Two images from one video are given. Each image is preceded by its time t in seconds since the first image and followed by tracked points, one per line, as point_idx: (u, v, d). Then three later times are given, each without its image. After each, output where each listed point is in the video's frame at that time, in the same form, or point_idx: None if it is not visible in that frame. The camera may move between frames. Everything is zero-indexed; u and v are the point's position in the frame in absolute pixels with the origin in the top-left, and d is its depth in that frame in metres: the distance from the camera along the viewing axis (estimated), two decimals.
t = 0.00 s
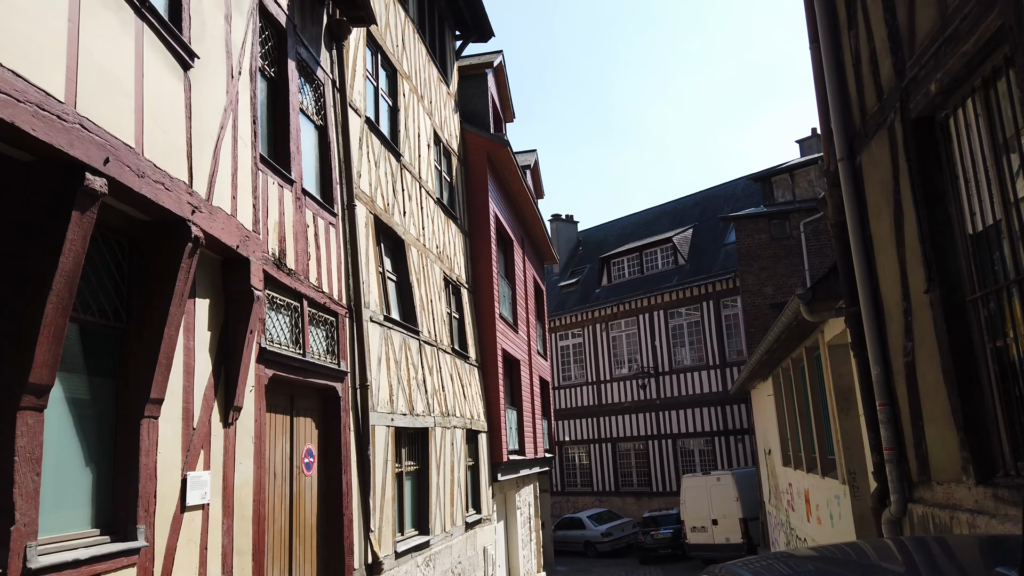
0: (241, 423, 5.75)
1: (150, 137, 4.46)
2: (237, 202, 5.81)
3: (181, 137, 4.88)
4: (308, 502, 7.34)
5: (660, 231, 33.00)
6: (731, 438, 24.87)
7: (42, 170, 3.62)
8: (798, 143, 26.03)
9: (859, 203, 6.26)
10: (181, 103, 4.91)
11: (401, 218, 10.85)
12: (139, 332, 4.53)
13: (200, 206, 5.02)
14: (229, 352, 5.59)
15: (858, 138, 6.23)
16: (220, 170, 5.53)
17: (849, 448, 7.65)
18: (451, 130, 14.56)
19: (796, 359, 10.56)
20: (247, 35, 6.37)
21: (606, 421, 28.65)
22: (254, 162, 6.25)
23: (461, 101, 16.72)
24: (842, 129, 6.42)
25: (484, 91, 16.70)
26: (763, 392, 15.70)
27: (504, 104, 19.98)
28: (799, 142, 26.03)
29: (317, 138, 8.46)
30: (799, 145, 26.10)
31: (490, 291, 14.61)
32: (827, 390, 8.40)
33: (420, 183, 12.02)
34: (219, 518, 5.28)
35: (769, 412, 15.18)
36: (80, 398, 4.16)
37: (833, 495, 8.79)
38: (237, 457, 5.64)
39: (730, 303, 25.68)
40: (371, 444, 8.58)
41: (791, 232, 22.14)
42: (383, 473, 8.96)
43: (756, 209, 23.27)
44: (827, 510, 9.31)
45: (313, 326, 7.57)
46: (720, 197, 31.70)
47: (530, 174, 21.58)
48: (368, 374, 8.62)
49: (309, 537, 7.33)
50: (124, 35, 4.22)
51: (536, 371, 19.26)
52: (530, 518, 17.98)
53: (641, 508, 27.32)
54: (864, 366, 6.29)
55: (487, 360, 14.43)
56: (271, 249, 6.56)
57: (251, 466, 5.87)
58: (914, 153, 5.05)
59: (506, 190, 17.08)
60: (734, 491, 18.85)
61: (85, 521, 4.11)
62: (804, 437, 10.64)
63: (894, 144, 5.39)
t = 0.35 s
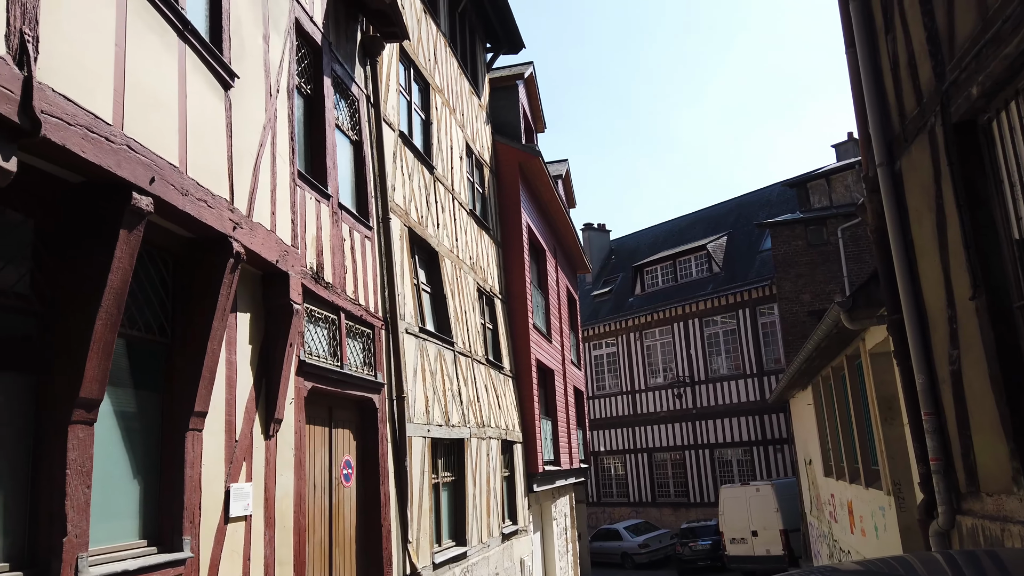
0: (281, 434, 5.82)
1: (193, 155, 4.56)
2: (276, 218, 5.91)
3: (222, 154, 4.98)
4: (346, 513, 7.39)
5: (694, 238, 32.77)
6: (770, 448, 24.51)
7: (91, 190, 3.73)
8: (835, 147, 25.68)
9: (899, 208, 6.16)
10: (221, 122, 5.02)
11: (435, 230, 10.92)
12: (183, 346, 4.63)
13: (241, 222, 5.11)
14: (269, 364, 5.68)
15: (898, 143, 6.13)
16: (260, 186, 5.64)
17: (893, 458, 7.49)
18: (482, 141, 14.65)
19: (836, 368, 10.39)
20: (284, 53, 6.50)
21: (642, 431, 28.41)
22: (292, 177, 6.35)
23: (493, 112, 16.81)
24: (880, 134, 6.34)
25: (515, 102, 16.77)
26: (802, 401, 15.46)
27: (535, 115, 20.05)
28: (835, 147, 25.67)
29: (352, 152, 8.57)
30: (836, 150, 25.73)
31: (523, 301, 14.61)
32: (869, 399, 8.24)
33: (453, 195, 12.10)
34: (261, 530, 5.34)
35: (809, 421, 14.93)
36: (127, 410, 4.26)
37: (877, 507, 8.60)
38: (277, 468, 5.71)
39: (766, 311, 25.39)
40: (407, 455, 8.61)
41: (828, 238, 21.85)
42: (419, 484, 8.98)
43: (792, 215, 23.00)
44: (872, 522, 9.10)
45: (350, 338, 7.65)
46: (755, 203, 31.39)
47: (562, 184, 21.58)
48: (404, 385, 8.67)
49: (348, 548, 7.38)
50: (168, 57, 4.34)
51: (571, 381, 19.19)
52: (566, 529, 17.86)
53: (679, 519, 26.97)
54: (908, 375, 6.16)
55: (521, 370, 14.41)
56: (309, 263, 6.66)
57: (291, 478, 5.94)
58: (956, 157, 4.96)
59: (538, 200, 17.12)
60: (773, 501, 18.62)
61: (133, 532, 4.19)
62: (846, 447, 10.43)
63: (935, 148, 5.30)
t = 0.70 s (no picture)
0: (347, 458, 5.90)
1: (257, 188, 4.71)
2: (337, 245, 6.03)
3: (284, 185, 5.12)
4: (412, 536, 7.43)
5: (751, 247, 32.23)
6: (840, 462, 23.79)
7: (164, 227, 3.88)
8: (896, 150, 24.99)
9: (970, 212, 5.96)
10: (282, 154, 5.16)
11: (489, 250, 10.99)
12: (252, 374, 4.75)
13: (304, 251, 5.24)
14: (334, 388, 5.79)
15: (965, 145, 5.94)
16: (320, 215, 5.77)
17: (975, 471, 7.16)
18: (533, 160, 14.73)
19: (909, 378, 10.03)
20: (339, 84, 6.67)
21: (705, 447, 27.87)
22: (350, 204, 6.48)
23: (542, 131, 16.89)
24: (946, 137, 6.15)
25: (565, 120, 16.82)
26: (874, 413, 14.96)
27: (584, 131, 20.07)
28: (897, 150, 24.99)
29: (406, 176, 8.71)
30: (897, 153, 25.05)
31: (580, 318, 14.54)
32: (946, 409, 7.93)
33: (505, 215, 12.17)
34: (331, 554, 5.41)
35: (882, 434, 14.44)
36: (201, 437, 4.38)
37: (961, 523, 8.23)
38: (345, 492, 5.78)
39: (831, 321, 24.79)
40: (470, 476, 8.63)
41: (893, 243, 21.25)
42: (483, 505, 8.98)
43: (854, 221, 22.45)
44: (955, 538, 8.71)
45: (411, 361, 7.73)
46: (814, 210, 30.76)
47: (614, 199, 21.51)
48: (464, 406, 8.70)
49: (415, 570, 7.40)
50: (231, 94, 4.49)
51: (631, 397, 18.99)
52: (632, 548, 17.60)
53: (747, 537, 26.24)
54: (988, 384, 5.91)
55: (580, 388, 14.32)
56: (369, 287, 6.77)
57: (358, 501, 6.00)
58: None
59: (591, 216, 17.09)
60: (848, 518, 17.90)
61: (209, 558, 4.29)
62: (924, 460, 10.02)
63: (1006, 149, 5.11)
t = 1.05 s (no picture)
0: (457, 497, 5.96)
1: (356, 238, 4.88)
2: (433, 286, 6.15)
3: (381, 234, 5.30)
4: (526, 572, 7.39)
5: (855, 257, 30.94)
6: (977, 480, 22.25)
7: (272, 283, 4.09)
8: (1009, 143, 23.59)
9: None
10: (377, 203, 5.35)
11: (582, 279, 10.98)
12: (360, 418, 4.89)
13: (402, 295, 5.38)
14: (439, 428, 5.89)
15: None
16: (416, 259, 5.92)
17: None
18: (620, 187, 14.69)
19: None
20: (426, 131, 6.88)
21: (824, 469, 26.53)
22: (443, 246, 6.62)
23: (627, 156, 16.83)
24: None
25: (649, 143, 16.72)
26: (1010, 425, 13.92)
27: (670, 152, 19.90)
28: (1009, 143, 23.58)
29: (495, 213, 8.84)
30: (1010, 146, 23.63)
31: (680, 342, 14.25)
32: None
33: (596, 243, 12.15)
34: None
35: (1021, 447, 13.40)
36: (317, 481, 4.54)
37: None
38: (456, 531, 5.83)
39: (952, 328, 23.49)
40: (580, 510, 8.53)
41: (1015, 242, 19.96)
42: (595, 538, 8.85)
43: (968, 221, 21.24)
44: None
45: (512, 396, 7.77)
46: (922, 213, 29.34)
47: (705, 218, 21.15)
48: (569, 439, 8.65)
49: None
50: (327, 150, 4.71)
51: (740, 421, 18.39)
52: None
53: (880, 565, 24.44)
54: None
55: (685, 414, 13.97)
56: (466, 326, 6.86)
57: (470, 540, 6.03)
58: None
59: (684, 238, 16.84)
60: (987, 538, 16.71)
61: None
62: None
63: None
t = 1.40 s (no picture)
0: (570, 530, 5.90)
1: (453, 277, 4.98)
2: (531, 319, 6.18)
3: (477, 271, 5.39)
4: None
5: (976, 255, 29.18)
6: None
7: (376, 327, 4.22)
8: None
9: None
10: (470, 240, 5.45)
11: (682, 300, 10.79)
12: (468, 455, 4.94)
13: (501, 329, 5.43)
14: (546, 461, 5.88)
15: None
16: (512, 292, 5.97)
17: None
18: (714, 203, 14.45)
19: None
20: (514, 166, 7.00)
21: (962, 485, 24.61)
22: (538, 277, 6.66)
23: (719, 170, 16.53)
24: None
25: (741, 155, 16.38)
26: None
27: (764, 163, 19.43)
28: None
29: (588, 241, 8.84)
30: None
31: (791, 358, 13.73)
32: None
33: (693, 263, 11.94)
34: None
35: None
36: (430, 517, 4.61)
37: None
38: (572, 564, 5.76)
39: None
40: (699, 539, 8.28)
41: None
42: (717, 568, 8.57)
43: None
44: None
45: (618, 425, 7.68)
46: None
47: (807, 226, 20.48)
48: (681, 466, 8.45)
49: None
50: (420, 194, 4.85)
51: (863, 437, 17.48)
52: None
53: None
54: None
55: (803, 433, 13.39)
56: (566, 356, 6.84)
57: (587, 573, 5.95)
58: None
59: (785, 249, 16.34)
60: None
61: None
62: None
63: None
